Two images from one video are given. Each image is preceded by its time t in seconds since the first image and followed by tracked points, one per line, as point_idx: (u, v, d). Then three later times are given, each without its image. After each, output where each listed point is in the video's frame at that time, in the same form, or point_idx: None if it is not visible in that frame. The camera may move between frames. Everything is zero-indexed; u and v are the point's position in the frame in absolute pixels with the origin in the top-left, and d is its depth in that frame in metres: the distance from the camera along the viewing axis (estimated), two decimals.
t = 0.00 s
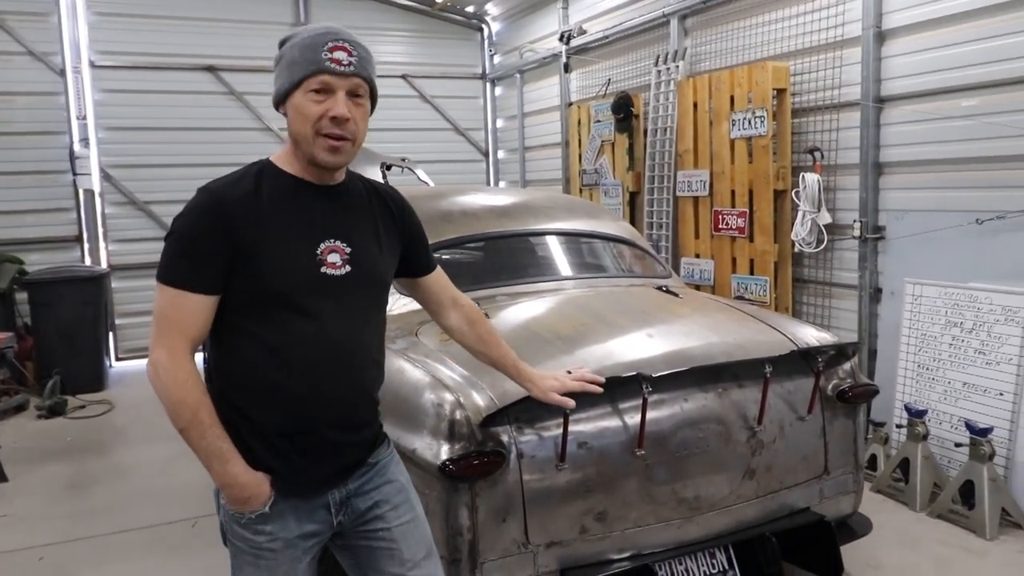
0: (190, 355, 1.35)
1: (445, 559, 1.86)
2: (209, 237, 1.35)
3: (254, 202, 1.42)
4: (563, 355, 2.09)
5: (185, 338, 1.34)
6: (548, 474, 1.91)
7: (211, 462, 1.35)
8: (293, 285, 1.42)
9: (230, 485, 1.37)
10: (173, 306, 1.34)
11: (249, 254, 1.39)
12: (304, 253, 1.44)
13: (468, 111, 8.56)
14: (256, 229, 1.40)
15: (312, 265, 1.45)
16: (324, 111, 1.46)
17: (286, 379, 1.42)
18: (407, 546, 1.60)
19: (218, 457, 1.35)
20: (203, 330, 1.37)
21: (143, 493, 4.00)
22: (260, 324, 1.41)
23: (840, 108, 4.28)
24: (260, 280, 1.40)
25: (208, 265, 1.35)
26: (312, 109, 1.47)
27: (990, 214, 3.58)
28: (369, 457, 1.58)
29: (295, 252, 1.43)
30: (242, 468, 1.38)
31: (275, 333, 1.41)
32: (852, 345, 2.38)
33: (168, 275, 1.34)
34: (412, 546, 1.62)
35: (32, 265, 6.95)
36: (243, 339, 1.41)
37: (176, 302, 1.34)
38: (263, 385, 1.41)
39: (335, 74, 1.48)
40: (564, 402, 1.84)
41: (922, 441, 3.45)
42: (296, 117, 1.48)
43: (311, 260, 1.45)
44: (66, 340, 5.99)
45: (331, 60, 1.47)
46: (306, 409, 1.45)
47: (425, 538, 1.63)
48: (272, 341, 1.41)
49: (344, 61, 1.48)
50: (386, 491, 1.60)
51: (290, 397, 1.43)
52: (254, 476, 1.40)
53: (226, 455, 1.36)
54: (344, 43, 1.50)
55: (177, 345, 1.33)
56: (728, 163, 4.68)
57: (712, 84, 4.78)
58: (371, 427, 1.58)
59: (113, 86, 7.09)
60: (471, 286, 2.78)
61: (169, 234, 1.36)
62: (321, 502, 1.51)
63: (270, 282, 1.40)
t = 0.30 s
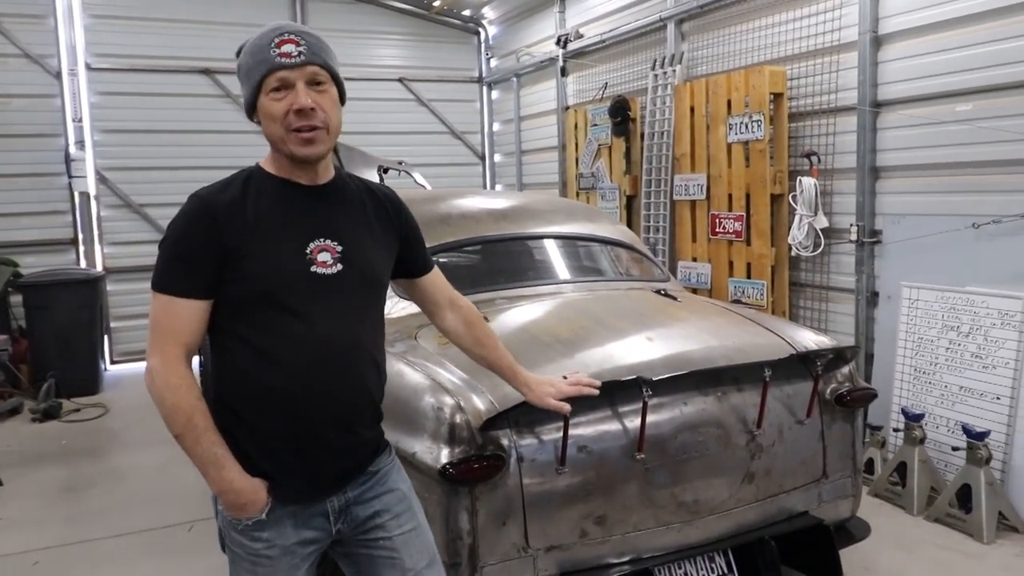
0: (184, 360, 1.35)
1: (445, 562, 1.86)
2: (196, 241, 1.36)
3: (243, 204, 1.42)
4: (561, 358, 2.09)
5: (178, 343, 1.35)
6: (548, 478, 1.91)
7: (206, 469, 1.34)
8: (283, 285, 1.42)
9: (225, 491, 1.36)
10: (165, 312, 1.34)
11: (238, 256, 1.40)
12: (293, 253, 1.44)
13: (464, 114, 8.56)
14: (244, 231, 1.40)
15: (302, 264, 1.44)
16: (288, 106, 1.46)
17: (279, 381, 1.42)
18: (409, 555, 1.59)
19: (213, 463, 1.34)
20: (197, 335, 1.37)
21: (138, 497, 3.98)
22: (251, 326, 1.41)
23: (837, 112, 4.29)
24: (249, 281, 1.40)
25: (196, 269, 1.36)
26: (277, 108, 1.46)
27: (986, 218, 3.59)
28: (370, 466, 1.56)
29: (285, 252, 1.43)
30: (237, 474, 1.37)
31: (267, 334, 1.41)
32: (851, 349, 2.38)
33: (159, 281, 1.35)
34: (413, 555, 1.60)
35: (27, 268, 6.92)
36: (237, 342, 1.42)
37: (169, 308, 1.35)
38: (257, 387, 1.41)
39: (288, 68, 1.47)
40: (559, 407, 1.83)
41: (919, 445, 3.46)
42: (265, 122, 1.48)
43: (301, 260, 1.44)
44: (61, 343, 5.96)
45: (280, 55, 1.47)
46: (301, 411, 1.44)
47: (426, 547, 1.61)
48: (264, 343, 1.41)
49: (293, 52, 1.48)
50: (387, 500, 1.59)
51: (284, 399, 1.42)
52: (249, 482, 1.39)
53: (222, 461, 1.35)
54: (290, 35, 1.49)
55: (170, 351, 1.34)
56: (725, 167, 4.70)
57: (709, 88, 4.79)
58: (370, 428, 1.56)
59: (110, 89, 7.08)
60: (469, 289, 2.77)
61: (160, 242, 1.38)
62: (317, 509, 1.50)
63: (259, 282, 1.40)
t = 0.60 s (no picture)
0: (176, 364, 1.36)
1: (441, 567, 1.85)
2: (186, 243, 1.36)
3: (234, 207, 1.42)
4: (558, 362, 2.09)
5: (167, 346, 1.35)
6: (544, 482, 1.90)
7: (186, 471, 1.35)
8: (271, 288, 1.41)
9: (203, 496, 1.37)
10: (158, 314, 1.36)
11: (228, 259, 1.39)
12: (283, 257, 1.43)
13: (460, 118, 8.56)
14: (234, 234, 1.40)
15: (292, 267, 1.43)
16: (288, 110, 1.46)
17: (266, 386, 1.41)
18: (394, 566, 1.57)
19: (193, 466, 1.35)
20: (189, 339, 1.38)
21: (131, 501, 3.96)
22: (240, 329, 1.41)
23: (832, 117, 4.30)
24: (238, 284, 1.39)
25: (185, 271, 1.36)
26: (277, 113, 1.46)
27: (981, 222, 3.59)
28: (354, 476, 1.55)
29: (273, 254, 1.42)
30: (217, 479, 1.37)
31: (255, 338, 1.41)
32: (846, 353, 2.38)
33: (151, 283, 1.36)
34: (399, 567, 1.58)
35: (22, 271, 6.89)
36: (226, 346, 1.42)
37: (160, 310, 1.36)
38: (245, 391, 1.41)
39: (286, 72, 1.47)
40: (554, 419, 1.83)
41: (915, 449, 3.47)
42: (264, 127, 1.47)
43: (291, 263, 1.43)
44: (55, 346, 5.94)
45: (277, 60, 1.46)
46: (288, 416, 1.43)
47: (413, 558, 1.59)
48: (252, 346, 1.41)
49: (290, 57, 1.47)
50: (372, 511, 1.57)
51: (271, 404, 1.42)
52: (229, 488, 1.39)
53: (201, 464, 1.36)
54: (285, 40, 1.48)
55: (159, 353, 1.35)
56: (721, 171, 4.70)
57: (705, 92, 4.80)
58: (361, 434, 1.55)
59: (105, 92, 7.06)
60: (465, 293, 2.77)
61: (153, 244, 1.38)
62: (298, 518, 1.49)
63: (247, 286, 1.40)
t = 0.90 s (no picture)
0: (180, 365, 1.38)
1: (446, 569, 1.85)
2: (192, 248, 1.37)
3: (241, 212, 1.43)
4: (566, 366, 2.08)
5: (172, 347, 1.37)
6: (551, 485, 1.90)
7: (189, 467, 1.37)
8: (275, 295, 1.41)
9: (207, 492, 1.39)
10: (163, 315, 1.37)
11: (232, 265, 1.40)
12: (287, 263, 1.43)
13: (470, 120, 8.57)
14: (238, 239, 1.41)
15: (296, 275, 1.43)
16: (297, 120, 1.46)
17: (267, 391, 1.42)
18: (396, 563, 1.57)
19: (197, 463, 1.37)
20: (194, 340, 1.39)
21: (142, 501, 3.99)
22: (243, 334, 1.42)
23: (843, 121, 4.28)
24: (242, 290, 1.40)
25: (191, 276, 1.37)
26: (286, 121, 1.47)
27: (994, 227, 3.58)
28: (356, 475, 1.55)
29: (278, 261, 1.42)
30: (219, 476, 1.39)
31: (258, 344, 1.41)
32: (857, 359, 2.37)
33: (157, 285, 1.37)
34: (400, 564, 1.58)
35: (35, 272, 6.94)
36: (230, 349, 1.43)
37: (165, 312, 1.37)
38: (246, 394, 1.42)
39: (300, 82, 1.47)
40: (569, 411, 1.84)
41: (927, 456, 3.44)
42: (273, 132, 1.48)
43: (294, 270, 1.43)
44: (69, 346, 5.98)
45: (293, 69, 1.47)
46: (288, 420, 1.44)
47: (415, 556, 1.59)
48: (255, 351, 1.41)
49: (306, 68, 1.47)
50: (373, 509, 1.57)
51: (271, 408, 1.43)
52: (232, 484, 1.41)
53: (205, 461, 1.38)
54: (304, 50, 1.49)
55: (163, 353, 1.36)
56: (731, 175, 4.68)
57: (715, 95, 4.79)
58: (362, 439, 1.55)
59: (119, 94, 7.11)
60: (474, 296, 2.77)
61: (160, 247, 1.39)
62: (299, 514, 1.50)
63: (251, 292, 1.40)
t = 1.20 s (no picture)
0: (200, 361, 1.39)
1: (464, 567, 1.85)
2: (215, 250, 1.38)
3: (264, 213, 1.44)
4: (584, 366, 2.08)
5: (193, 344, 1.38)
6: (568, 485, 1.90)
7: (213, 463, 1.37)
8: (297, 298, 1.42)
9: (232, 486, 1.39)
10: (185, 313, 1.38)
11: (255, 267, 1.41)
12: (310, 266, 1.44)
13: (496, 120, 8.59)
14: (262, 242, 1.42)
15: (318, 278, 1.44)
16: (325, 128, 1.47)
17: (289, 391, 1.44)
18: (415, 553, 1.58)
19: (221, 458, 1.37)
20: (214, 338, 1.41)
21: (169, 494, 4.05)
22: (265, 334, 1.43)
23: (872, 120, 4.22)
24: (265, 292, 1.41)
25: (214, 277, 1.38)
26: (314, 128, 1.47)
27: None
28: (376, 466, 1.57)
29: (301, 264, 1.44)
30: (243, 468, 1.39)
31: (279, 346, 1.43)
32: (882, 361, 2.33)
33: (180, 285, 1.38)
34: (419, 554, 1.59)
35: (68, 268, 7.09)
36: (252, 348, 1.44)
37: (187, 310, 1.38)
38: (268, 393, 1.44)
39: (333, 91, 1.47)
40: (580, 420, 1.82)
41: (954, 461, 3.37)
42: (300, 137, 1.49)
43: (317, 274, 1.44)
44: (99, 342, 6.09)
45: (327, 77, 1.47)
46: (309, 419, 1.46)
47: (433, 546, 1.60)
48: (277, 352, 1.43)
49: (340, 77, 1.47)
50: (392, 500, 1.58)
51: (292, 408, 1.45)
52: (256, 477, 1.41)
53: (229, 457, 1.38)
54: (339, 58, 1.48)
55: (184, 351, 1.38)
56: (757, 174, 4.64)
57: (742, 94, 4.74)
58: (379, 438, 1.57)
59: (150, 94, 7.23)
60: (496, 295, 2.77)
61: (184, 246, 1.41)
62: (324, 506, 1.51)
63: (274, 294, 1.41)
